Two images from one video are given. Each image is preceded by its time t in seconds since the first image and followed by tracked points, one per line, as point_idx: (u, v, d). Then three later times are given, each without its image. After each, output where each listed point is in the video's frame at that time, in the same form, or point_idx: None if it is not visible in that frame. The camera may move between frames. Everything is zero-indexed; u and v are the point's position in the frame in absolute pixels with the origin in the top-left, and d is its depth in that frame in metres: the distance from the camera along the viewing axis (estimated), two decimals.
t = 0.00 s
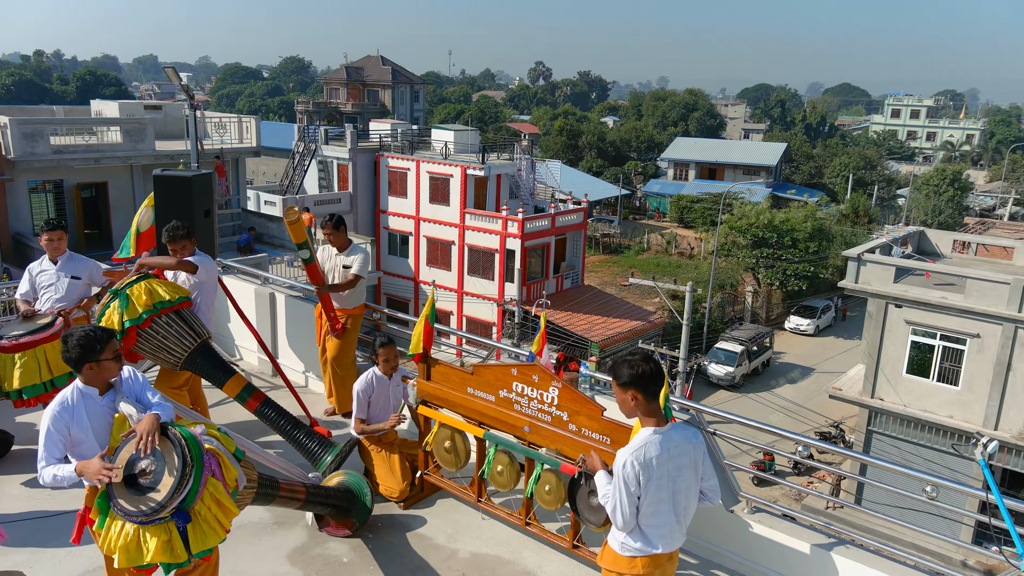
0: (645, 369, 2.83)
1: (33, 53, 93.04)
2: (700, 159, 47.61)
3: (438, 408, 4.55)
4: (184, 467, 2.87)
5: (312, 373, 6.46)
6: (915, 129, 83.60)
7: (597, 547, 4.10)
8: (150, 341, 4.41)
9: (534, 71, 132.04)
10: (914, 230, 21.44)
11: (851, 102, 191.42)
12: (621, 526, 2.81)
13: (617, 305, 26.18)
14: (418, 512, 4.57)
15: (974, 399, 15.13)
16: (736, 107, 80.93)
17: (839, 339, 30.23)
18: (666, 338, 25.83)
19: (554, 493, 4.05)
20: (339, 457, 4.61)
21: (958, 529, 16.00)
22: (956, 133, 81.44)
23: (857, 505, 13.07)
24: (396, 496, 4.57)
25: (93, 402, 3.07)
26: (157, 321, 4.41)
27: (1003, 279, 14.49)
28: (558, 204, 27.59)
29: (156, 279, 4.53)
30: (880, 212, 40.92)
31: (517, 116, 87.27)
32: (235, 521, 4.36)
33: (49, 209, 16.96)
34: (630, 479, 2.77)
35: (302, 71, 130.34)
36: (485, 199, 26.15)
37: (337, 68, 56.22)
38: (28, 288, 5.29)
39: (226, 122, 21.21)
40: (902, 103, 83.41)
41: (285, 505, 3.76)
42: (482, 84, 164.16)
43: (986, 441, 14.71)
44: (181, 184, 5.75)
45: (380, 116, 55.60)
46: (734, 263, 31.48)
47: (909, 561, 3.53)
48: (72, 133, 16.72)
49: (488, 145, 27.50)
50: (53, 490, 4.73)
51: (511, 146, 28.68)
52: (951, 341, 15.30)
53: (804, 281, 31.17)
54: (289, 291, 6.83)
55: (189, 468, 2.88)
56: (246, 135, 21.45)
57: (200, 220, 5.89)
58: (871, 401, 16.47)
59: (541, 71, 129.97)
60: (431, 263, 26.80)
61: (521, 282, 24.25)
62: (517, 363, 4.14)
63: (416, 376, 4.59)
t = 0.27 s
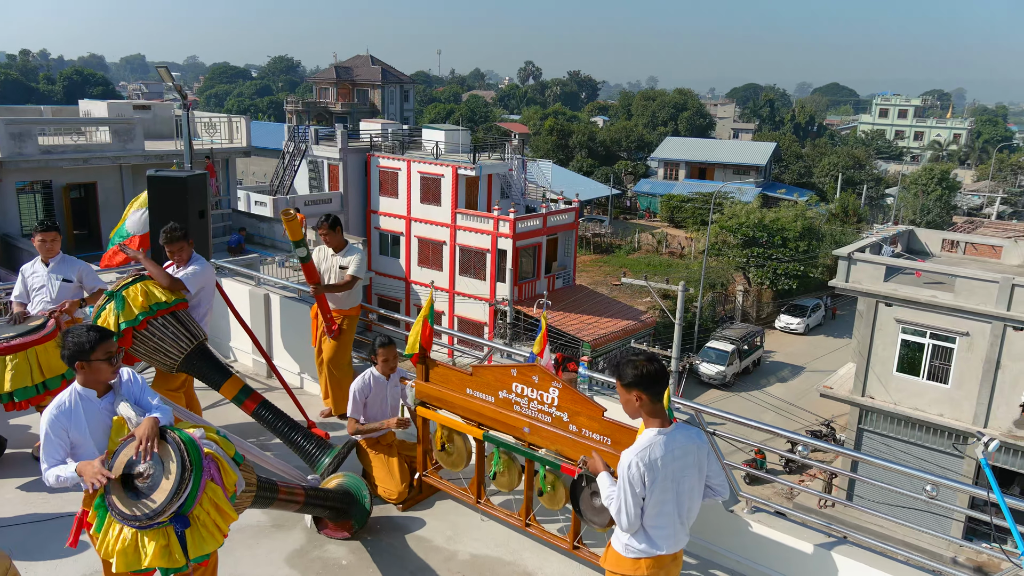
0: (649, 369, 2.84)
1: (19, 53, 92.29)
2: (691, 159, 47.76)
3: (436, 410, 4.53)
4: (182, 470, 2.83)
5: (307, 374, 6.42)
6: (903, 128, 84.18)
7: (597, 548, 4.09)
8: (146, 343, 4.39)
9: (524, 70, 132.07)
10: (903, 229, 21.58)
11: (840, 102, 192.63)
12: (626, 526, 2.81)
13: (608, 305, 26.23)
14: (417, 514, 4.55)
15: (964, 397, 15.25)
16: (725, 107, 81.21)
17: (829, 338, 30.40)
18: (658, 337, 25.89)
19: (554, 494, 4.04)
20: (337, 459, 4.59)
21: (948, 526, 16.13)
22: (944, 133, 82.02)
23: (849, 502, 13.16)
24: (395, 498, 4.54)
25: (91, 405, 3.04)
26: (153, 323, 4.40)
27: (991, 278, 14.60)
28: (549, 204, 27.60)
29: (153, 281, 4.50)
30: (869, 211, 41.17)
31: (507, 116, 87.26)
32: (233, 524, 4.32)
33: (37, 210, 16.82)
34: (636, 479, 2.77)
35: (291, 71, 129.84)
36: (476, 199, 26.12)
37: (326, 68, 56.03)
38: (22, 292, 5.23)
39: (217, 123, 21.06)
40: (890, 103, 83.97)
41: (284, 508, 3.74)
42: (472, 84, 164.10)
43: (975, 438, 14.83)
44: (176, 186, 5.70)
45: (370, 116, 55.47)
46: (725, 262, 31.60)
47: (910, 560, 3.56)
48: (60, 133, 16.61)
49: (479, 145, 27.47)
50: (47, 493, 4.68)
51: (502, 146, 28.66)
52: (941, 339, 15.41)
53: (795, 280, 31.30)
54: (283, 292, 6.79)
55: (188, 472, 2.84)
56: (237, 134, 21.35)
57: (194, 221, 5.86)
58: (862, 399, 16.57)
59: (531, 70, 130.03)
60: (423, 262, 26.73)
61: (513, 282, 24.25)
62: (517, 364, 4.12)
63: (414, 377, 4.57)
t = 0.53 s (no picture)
0: (651, 371, 2.82)
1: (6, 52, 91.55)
2: (681, 159, 47.90)
3: (435, 411, 4.52)
4: (184, 474, 2.81)
5: (303, 376, 6.38)
6: (891, 128, 84.70)
7: (598, 549, 4.10)
8: (144, 344, 4.34)
9: (515, 70, 132.06)
10: (893, 228, 21.71)
11: (829, 102, 193.52)
12: (632, 529, 2.83)
13: (601, 304, 26.26)
14: (417, 516, 4.53)
15: (954, 395, 15.36)
16: (715, 106, 81.48)
17: (820, 336, 30.54)
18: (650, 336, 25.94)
19: (556, 495, 4.04)
20: (337, 461, 4.59)
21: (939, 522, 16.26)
22: (932, 132, 82.54)
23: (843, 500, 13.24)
24: (394, 500, 4.52)
25: (91, 408, 3.02)
26: (152, 323, 4.36)
27: (982, 277, 14.70)
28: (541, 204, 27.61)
29: (151, 282, 4.46)
30: (859, 210, 41.38)
31: (498, 116, 87.25)
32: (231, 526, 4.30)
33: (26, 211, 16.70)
34: (641, 482, 2.79)
35: (281, 71, 129.37)
36: (468, 199, 26.08)
37: (317, 68, 55.86)
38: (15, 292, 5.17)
39: (207, 122, 21.14)
40: (879, 103, 84.43)
41: (284, 510, 3.72)
42: (462, 84, 164.01)
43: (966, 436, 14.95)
44: (172, 186, 5.66)
45: (360, 116, 55.31)
46: (716, 262, 31.69)
47: (909, 559, 3.60)
48: (49, 133, 16.51)
49: (471, 144, 27.44)
50: (43, 497, 4.63)
51: (494, 146, 28.64)
52: (931, 338, 15.51)
53: (785, 279, 31.42)
54: (279, 292, 6.75)
55: (190, 475, 2.82)
56: (228, 135, 21.28)
57: (190, 221, 5.83)
58: (854, 398, 16.65)
59: (522, 70, 130.01)
60: (414, 263, 26.67)
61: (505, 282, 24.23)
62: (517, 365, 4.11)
63: (413, 379, 4.55)
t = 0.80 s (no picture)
0: (651, 373, 2.82)
1: None
2: (673, 157, 48.03)
3: (435, 412, 4.51)
4: (185, 478, 2.79)
5: (300, 376, 6.35)
6: (881, 127, 85.19)
7: (598, 549, 4.09)
8: (141, 345, 4.34)
9: (506, 69, 131.93)
10: (884, 227, 21.84)
11: (820, 101, 194.35)
12: (636, 531, 2.83)
13: (594, 303, 26.27)
14: (415, 517, 4.52)
15: (945, 392, 15.46)
16: (706, 105, 81.73)
17: (811, 335, 30.69)
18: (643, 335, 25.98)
19: (555, 495, 4.03)
20: (335, 462, 4.58)
21: (930, 518, 16.39)
22: (921, 131, 83.05)
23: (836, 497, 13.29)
24: (393, 501, 4.51)
25: (90, 411, 2.99)
26: (149, 324, 4.36)
27: (972, 275, 14.80)
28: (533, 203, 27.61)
29: (148, 282, 4.45)
30: (850, 208, 41.57)
31: (489, 114, 87.17)
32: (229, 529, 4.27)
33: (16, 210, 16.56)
34: (645, 484, 2.79)
35: (271, 70, 128.87)
36: (460, 198, 26.04)
37: (307, 67, 55.66)
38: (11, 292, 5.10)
39: (199, 122, 20.86)
40: (869, 101, 84.90)
41: (284, 513, 3.70)
42: (453, 83, 163.99)
43: (957, 433, 15.06)
44: (166, 186, 5.61)
45: (351, 115, 55.13)
46: (708, 260, 31.78)
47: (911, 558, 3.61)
48: (39, 133, 16.36)
49: (463, 143, 27.40)
50: (38, 500, 4.59)
51: (486, 145, 28.61)
52: (923, 335, 15.60)
53: (777, 277, 31.51)
54: (274, 293, 6.72)
55: (190, 480, 2.79)
56: (219, 134, 21.15)
57: (186, 222, 5.82)
58: (845, 396, 16.74)
59: (513, 69, 129.90)
60: (407, 262, 26.62)
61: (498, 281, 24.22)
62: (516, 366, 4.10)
63: (412, 380, 4.53)
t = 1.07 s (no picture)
0: (653, 373, 2.81)
1: None
2: (665, 157, 48.14)
3: (433, 413, 4.48)
4: (186, 481, 2.77)
5: (296, 378, 6.32)
6: (872, 126, 85.63)
7: (599, 550, 4.08)
8: (138, 346, 4.31)
9: (498, 69, 131.93)
10: (876, 226, 21.93)
11: (810, 101, 195.20)
12: (639, 532, 2.83)
13: (587, 304, 26.28)
14: (414, 519, 4.50)
15: (938, 391, 15.53)
16: (698, 105, 81.95)
17: (804, 334, 30.80)
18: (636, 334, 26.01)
19: (555, 497, 4.00)
20: (333, 464, 4.55)
21: (923, 516, 16.47)
22: (911, 131, 83.51)
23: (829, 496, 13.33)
24: (392, 503, 4.49)
25: (88, 413, 2.96)
26: (146, 325, 4.33)
27: (964, 274, 14.88)
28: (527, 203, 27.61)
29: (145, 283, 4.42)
30: (841, 208, 41.73)
31: (481, 114, 87.11)
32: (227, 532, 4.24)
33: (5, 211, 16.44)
34: (647, 485, 2.78)
35: (263, 70, 128.50)
36: (453, 198, 26.00)
37: (298, 66, 55.50)
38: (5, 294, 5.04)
39: (191, 122, 20.69)
40: (859, 101, 85.30)
41: (284, 516, 3.68)
42: (445, 82, 163.82)
43: (949, 432, 15.14)
44: (161, 187, 5.58)
45: (343, 115, 55.03)
46: (700, 260, 31.85)
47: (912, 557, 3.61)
48: (29, 133, 16.23)
49: (456, 143, 27.37)
50: (34, 503, 4.55)
51: (479, 145, 28.59)
52: (915, 334, 15.67)
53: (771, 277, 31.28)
54: (270, 294, 6.68)
55: (191, 483, 2.78)
56: (211, 134, 21.06)
57: (182, 223, 5.79)
58: (838, 395, 16.80)
59: (505, 69, 129.91)
60: (400, 262, 26.56)
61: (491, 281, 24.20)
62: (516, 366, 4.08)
63: (411, 381, 4.51)
